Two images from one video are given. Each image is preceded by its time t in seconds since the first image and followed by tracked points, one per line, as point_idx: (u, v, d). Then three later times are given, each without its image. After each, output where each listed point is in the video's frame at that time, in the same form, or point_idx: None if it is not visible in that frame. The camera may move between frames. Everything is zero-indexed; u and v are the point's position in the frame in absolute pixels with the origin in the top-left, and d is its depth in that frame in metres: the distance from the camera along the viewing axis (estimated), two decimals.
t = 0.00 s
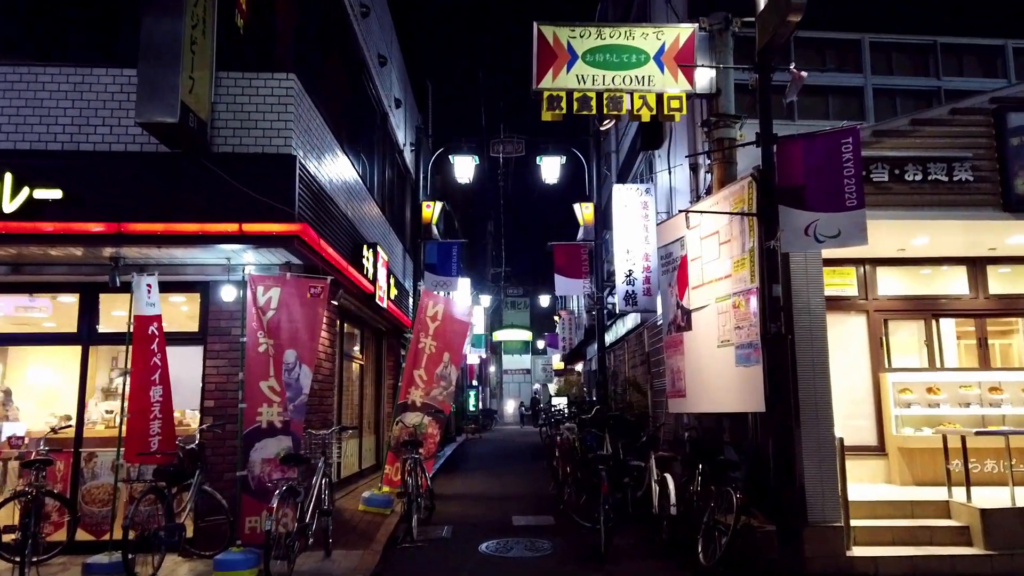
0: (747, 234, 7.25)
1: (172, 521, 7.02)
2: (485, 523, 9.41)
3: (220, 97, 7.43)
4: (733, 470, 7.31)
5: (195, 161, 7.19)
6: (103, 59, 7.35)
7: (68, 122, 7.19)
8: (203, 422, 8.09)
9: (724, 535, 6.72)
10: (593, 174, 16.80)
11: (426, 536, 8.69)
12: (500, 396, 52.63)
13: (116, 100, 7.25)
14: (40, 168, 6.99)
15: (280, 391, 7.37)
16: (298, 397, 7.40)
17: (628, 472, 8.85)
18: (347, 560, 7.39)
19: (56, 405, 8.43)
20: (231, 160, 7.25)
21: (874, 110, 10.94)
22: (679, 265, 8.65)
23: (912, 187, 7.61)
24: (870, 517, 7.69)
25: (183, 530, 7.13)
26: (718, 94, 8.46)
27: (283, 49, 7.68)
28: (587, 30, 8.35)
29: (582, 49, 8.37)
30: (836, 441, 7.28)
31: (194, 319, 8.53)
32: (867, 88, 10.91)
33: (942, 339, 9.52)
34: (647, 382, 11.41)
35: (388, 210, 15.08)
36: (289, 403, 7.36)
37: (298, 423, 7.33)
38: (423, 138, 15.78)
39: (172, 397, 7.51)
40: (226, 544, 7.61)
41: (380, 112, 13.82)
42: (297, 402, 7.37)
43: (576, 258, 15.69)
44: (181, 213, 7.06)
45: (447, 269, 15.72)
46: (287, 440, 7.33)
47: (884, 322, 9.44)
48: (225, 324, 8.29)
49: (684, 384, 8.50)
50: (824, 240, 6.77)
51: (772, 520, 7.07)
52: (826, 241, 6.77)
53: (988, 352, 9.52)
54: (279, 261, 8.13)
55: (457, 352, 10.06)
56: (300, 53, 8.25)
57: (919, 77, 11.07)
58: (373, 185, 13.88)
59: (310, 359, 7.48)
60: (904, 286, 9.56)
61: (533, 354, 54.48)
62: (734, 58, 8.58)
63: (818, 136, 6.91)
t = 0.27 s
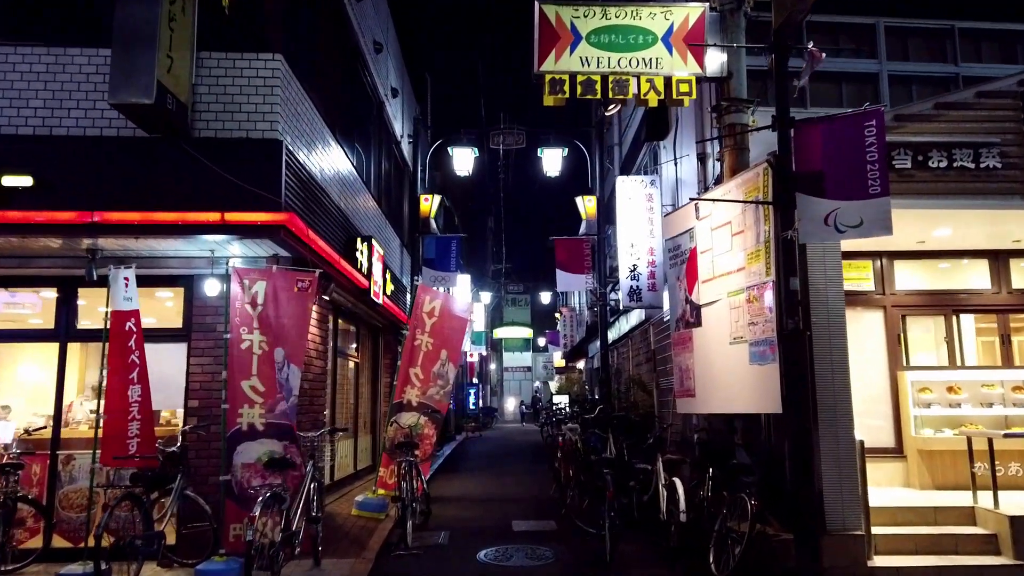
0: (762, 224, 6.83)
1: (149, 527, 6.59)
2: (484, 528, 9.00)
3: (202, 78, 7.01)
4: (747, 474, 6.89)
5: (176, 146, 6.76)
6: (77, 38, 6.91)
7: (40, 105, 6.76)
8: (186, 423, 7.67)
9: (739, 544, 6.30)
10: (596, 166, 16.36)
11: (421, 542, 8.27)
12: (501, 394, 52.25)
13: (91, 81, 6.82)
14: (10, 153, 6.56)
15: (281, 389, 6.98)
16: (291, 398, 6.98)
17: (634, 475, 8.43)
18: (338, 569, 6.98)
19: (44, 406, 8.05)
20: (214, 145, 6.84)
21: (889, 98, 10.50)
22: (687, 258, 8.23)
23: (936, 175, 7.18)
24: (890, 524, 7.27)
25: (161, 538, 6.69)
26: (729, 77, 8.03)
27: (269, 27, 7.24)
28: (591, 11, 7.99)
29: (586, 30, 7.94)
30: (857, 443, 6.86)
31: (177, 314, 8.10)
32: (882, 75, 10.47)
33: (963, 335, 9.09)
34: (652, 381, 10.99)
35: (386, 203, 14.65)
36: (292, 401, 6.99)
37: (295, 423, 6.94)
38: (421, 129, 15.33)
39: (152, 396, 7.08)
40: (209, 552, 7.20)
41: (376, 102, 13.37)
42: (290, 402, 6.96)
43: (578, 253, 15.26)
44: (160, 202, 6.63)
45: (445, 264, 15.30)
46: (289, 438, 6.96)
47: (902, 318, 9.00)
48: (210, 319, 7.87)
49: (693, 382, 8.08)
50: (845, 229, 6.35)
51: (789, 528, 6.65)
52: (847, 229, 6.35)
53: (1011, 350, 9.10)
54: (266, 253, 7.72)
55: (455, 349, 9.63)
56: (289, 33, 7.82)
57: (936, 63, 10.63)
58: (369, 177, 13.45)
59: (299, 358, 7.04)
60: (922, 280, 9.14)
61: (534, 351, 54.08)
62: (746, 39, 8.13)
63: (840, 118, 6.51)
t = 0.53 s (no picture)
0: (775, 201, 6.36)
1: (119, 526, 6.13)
2: (480, 526, 8.56)
3: (175, 46, 6.55)
4: (759, 469, 6.45)
5: (149, 119, 6.32)
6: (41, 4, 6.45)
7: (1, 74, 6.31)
8: (163, 415, 7.23)
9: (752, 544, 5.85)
10: (597, 154, 15.89)
11: (413, 541, 7.84)
12: (501, 389, 51.84)
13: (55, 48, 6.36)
14: None
15: (256, 379, 6.50)
16: (279, 386, 6.56)
17: (638, 471, 7.99)
18: (324, 569, 6.56)
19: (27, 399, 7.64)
20: (187, 117, 6.40)
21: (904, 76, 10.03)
22: (693, 241, 7.77)
23: (961, 150, 6.72)
24: (911, 522, 6.83)
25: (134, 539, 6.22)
26: (738, 48, 7.58)
27: None
28: None
29: None
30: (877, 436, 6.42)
31: (154, 301, 7.65)
32: (897, 52, 10.00)
33: (983, 324, 8.64)
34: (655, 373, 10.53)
35: (380, 191, 14.18)
36: (268, 392, 6.51)
37: (282, 412, 6.50)
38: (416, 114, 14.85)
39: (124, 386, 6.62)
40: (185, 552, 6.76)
41: (369, 85, 12.88)
42: (276, 391, 6.53)
43: (578, 242, 14.80)
44: (129, 177, 6.19)
45: (441, 255, 14.74)
46: (264, 433, 6.46)
47: (919, 305, 8.56)
48: (188, 305, 7.43)
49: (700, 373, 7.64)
50: (865, 205, 5.88)
51: (804, 527, 6.20)
52: (869, 206, 5.88)
53: None
54: (246, 235, 7.28)
55: (449, 339, 9.19)
56: (271, 2, 7.37)
57: (952, 39, 10.15)
58: (362, 163, 12.99)
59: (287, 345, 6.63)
60: (940, 266, 8.69)
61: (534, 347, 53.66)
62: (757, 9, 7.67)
63: (861, 87, 6.03)
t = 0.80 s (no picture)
0: (787, 188, 5.92)
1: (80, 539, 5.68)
2: (472, 533, 8.12)
3: (142, 21, 6.12)
4: (769, 475, 6.03)
5: (111, 99, 5.94)
6: None
7: None
8: (134, 418, 6.79)
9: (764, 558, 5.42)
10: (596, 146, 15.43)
11: (401, 550, 7.40)
12: (499, 387, 51.40)
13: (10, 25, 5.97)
14: None
15: (217, 380, 6.02)
16: (244, 389, 6.08)
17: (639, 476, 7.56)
18: None
19: None
20: (152, 97, 5.98)
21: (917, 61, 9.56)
22: (697, 232, 7.33)
23: (986, 133, 6.27)
24: (931, 532, 6.40)
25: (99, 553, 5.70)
26: (746, 27, 7.11)
27: None
28: None
29: None
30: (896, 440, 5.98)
31: (125, 296, 7.21)
32: (910, 36, 9.54)
33: (1003, 319, 8.19)
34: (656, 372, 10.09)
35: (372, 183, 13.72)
36: (230, 395, 6.03)
37: (245, 418, 6.02)
38: (409, 104, 14.39)
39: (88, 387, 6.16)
40: (156, 564, 6.32)
41: (359, 73, 12.42)
42: (242, 394, 6.06)
43: (576, 236, 14.34)
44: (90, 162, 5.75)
45: (435, 250, 14.23)
46: (224, 439, 5.98)
47: (935, 300, 8.11)
48: (160, 300, 6.98)
49: (704, 373, 7.20)
50: (886, 190, 5.44)
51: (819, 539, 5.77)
52: (890, 191, 5.43)
53: None
54: (222, 226, 6.83)
55: (440, 337, 8.74)
56: None
57: (968, 22, 9.69)
58: (352, 154, 12.54)
59: (259, 344, 6.14)
60: (957, 258, 8.25)
61: (532, 344, 53.21)
62: None
63: (882, 62, 5.58)
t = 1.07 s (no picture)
0: (800, 162, 5.45)
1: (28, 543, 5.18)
2: (462, 535, 7.65)
3: None
4: (780, 473, 5.56)
5: (66, 65, 5.51)
6: None
7: None
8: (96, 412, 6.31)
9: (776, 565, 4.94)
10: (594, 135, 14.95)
11: (385, 554, 6.92)
12: (497, 386, 50.91)
13: None
14: None
15: (174, 371, 5.56)
16: (201, 379, 5.59)
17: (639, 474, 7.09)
18: None
19: None
20: (111, 61, 5.57)
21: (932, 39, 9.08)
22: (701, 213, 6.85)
23: (1015, 104, 5.81)
24: (955, 536, 5.92)
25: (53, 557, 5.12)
26: None
27: None
28: None
29: None
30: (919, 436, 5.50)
31: (89, 282, 6.74)
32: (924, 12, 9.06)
33: None
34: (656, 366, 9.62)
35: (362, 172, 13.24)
36: (186, 388, 5.57)
37: (203, 412, 5.58)
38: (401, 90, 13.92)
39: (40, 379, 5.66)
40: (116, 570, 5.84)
41: (349, 56, 11.94)
42: (200, 386, 5.58)
43: (574, 227, 13.85)
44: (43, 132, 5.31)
45: (427, 241, 13.69)
46: (180, 435, 5.53)
47: (954, 288, 7.63)
48: (125, 285, 6.50)
49: (708, 364, 6.74)
50: (911, 161, 4.98)
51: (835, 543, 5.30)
52: (916, 162, 4.97)
53: None
54: (192, 206, 6.37)
55: (429, 327, 8.25)
56: None
57: None
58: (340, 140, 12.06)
59: (219, 331, 5.63)
60: (977, 244, 7.78)
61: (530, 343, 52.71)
62: None
63: (903, 23, 5.13)
